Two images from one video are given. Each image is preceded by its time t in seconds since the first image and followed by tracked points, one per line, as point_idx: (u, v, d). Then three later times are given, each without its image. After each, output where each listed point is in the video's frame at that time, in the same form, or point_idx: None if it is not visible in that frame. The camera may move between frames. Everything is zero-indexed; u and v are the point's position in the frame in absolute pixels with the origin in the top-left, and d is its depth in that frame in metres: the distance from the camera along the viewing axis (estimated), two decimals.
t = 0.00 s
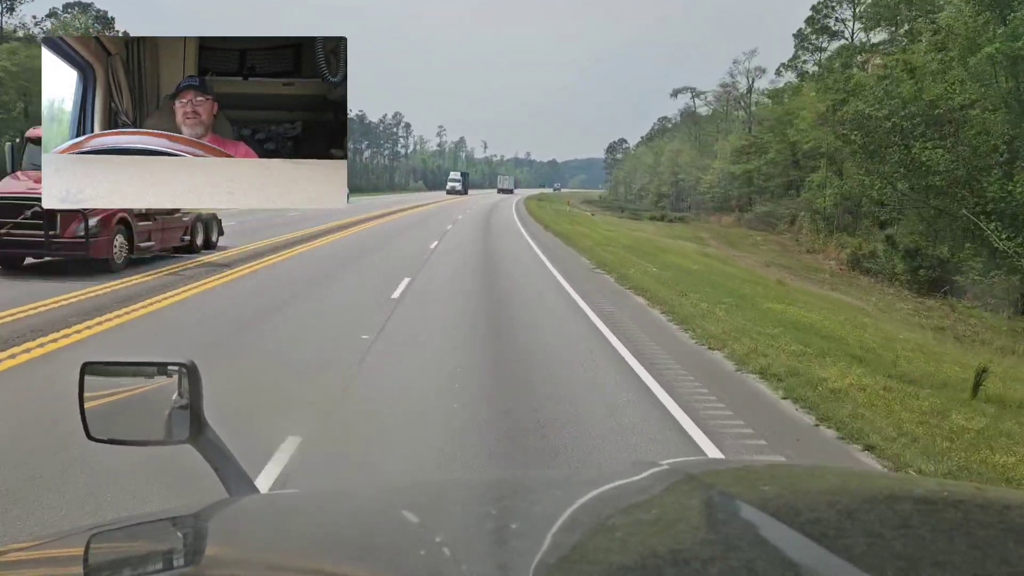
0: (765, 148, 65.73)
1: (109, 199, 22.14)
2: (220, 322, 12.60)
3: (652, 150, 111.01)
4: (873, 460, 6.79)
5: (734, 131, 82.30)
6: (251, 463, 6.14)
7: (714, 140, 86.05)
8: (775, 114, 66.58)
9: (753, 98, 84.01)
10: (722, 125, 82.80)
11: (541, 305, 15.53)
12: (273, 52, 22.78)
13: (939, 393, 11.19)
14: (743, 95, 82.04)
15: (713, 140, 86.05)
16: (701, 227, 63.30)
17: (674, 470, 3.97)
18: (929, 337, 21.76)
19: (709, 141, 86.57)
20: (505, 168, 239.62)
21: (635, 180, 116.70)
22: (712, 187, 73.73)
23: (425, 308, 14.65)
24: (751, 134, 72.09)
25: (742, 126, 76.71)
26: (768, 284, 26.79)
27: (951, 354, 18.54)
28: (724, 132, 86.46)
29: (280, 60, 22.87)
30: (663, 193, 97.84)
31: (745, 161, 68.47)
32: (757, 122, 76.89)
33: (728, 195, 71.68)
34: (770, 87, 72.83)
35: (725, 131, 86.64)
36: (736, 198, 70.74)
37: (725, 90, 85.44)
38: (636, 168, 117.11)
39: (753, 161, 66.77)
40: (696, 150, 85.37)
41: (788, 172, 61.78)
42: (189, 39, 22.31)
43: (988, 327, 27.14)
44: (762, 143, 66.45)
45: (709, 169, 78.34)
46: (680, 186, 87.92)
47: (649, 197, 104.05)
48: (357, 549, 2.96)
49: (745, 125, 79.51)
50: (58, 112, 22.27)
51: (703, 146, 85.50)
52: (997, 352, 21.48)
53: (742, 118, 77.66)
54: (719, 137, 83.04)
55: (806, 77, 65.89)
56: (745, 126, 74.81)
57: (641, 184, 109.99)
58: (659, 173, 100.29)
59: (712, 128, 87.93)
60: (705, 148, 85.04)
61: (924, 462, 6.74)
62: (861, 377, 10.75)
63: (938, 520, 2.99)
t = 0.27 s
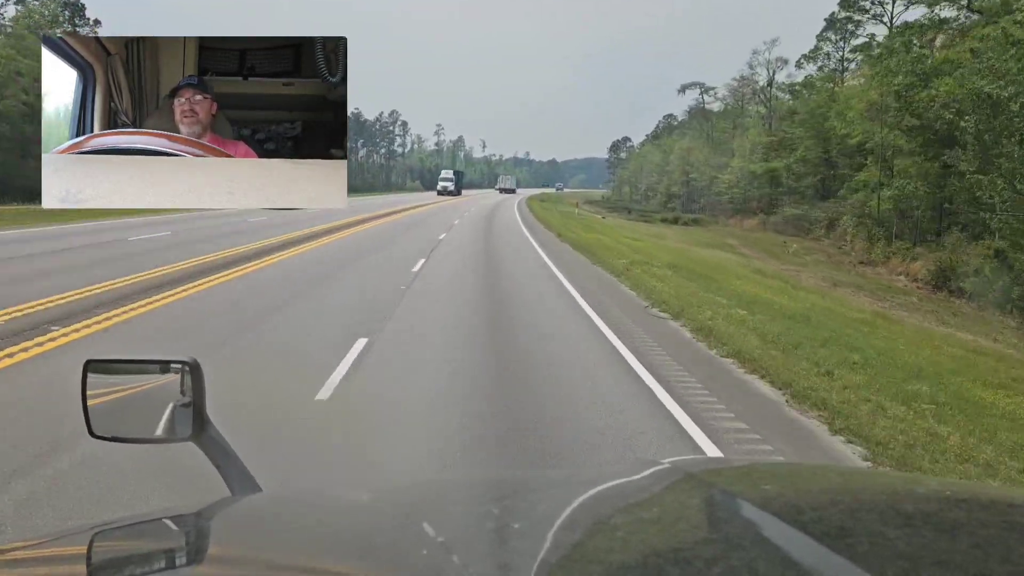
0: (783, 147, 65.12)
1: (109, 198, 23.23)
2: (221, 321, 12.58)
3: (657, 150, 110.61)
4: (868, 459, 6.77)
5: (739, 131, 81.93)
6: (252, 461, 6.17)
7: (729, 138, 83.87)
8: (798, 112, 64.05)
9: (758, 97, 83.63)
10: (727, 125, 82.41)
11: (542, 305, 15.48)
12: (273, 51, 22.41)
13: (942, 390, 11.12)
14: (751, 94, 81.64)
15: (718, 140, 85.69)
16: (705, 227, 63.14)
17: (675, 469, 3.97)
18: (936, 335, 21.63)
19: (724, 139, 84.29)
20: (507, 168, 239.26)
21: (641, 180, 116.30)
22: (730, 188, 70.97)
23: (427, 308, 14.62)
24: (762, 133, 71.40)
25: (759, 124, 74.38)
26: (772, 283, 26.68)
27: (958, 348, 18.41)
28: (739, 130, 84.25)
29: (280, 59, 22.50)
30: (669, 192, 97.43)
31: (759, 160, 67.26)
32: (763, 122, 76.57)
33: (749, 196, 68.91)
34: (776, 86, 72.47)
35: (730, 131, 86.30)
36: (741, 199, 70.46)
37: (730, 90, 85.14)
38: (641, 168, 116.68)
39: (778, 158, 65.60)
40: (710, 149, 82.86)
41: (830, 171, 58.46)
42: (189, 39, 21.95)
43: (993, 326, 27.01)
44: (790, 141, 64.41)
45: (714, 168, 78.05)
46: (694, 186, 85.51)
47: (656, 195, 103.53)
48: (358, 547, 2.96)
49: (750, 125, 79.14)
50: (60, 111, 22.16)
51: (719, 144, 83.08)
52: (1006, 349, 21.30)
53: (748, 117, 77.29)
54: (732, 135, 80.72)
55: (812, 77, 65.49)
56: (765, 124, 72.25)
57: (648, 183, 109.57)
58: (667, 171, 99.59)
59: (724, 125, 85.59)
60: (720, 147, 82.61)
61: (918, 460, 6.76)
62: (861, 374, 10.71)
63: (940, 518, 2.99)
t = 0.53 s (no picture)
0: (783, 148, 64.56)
1: (110, 198, 23.01)
2: (221, 322, 12.55)
3: (659, 151, 110.39)
4: (865, 459, 6.75)
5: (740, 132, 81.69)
6: (252, 461, 6.15)
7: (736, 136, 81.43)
8: (821, 108, 61.05)
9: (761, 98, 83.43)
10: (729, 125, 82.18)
11: (541, 305, 15.45)
12: (273, 52, 22.43)
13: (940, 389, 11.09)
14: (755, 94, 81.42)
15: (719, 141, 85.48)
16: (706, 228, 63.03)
17: (675, 469, 3.96)
18: (936, 336, 21.58)
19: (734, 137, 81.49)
20: (508, 169, 238.99)
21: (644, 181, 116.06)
22: (748, 189, 67.83)
23: (426, 308, 14.60)
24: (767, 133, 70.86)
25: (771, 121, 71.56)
26: (772, 283, 26.65)
27: (958, 349, 18.38)
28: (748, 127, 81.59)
29: (280, 59, 22.52)
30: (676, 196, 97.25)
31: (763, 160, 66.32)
32: (764, 123, 76.37)
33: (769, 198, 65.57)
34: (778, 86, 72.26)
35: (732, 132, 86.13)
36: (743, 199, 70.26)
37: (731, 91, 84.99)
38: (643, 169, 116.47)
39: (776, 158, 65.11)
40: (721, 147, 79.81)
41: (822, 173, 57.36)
42: (189, 39, 21.93)
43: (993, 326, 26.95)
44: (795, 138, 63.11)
45: (716, 169, 77.85)
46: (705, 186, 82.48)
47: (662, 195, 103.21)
48: (358, 547, 2.95)
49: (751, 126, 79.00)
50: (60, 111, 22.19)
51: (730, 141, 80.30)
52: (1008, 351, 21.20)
53: (750, 118, 77.14)
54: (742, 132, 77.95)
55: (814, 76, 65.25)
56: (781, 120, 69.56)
57: (652, 183, 109.19)
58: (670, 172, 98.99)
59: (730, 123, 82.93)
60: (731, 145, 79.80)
61: (918, 460, 6.74)
62: (860, 374, 10.68)
63: (941, 519, 2.98)
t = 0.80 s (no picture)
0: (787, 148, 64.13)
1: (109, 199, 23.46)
2: (221, 322, 12.56)
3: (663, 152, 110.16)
4: (862, 460, 6.78)
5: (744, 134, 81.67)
6: (253, 461, 6.17)
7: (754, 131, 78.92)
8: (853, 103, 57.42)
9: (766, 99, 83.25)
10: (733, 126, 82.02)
11: (542, 306, 15.47)
12: (273, 52, 22.42)
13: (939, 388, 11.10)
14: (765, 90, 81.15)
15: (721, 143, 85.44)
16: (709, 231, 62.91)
17: (675, 469, 3.97)
18: (934, 334, 21.60)
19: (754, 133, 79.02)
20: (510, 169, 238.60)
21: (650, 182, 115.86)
22: (773, 191, 64.54)
23: (426, 308, 14.62)
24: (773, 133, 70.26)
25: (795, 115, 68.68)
26: (772, 283, 26.67)
27: (957, 346, 18.40)
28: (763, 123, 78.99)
29: (280, 60, 22.51)
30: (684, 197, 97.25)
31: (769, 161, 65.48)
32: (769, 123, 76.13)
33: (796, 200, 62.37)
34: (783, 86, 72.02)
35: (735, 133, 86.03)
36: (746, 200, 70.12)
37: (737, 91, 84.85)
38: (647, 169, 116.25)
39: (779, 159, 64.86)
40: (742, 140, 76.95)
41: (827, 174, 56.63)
42: (189, 39, 21.86)
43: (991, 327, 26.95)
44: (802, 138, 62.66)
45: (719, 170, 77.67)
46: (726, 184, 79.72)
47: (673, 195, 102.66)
48: (358, 547, 2.96)
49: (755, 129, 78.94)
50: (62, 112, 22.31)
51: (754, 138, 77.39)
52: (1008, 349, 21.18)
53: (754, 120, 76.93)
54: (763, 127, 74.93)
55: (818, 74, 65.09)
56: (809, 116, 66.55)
57: (658, 184, 108.76)
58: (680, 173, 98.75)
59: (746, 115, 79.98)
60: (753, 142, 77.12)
61: (914, 461, 6.76)
62: (857, 375, 10.70)
63: (941, 520, 2.99)
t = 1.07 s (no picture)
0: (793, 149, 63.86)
1: (110, 199, 23.71)
2: (221, 322, 12.56)
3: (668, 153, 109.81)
4: (858, 459, 6.79)
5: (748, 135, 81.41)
6: (253, 461, 6.18)
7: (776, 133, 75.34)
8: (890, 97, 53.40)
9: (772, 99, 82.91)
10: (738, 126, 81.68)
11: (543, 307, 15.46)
12: (272, 51, 22.18)
13: (942, 386, 11.07)
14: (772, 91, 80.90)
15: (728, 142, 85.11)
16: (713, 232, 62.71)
17: (675, 470, 3.97)
18: (939, 331, 21.50)
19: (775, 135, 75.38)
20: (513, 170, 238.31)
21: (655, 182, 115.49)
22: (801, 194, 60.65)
23: (427, 309, 14.62)
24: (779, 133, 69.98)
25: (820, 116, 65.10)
26: (776, 283, 26.57)
27: (966, 345, 18.31)
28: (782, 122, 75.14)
29: (280, 59, 22.29)
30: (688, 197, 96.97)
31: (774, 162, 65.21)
32: (776, 123, 75.77)
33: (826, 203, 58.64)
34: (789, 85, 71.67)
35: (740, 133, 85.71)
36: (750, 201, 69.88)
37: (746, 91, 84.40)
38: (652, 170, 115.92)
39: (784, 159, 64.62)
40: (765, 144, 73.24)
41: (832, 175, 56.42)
42: (188, 39, 21.76)
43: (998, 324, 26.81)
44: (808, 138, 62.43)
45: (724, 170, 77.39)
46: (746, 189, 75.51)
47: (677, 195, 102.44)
48: (358, 547, 2.97)
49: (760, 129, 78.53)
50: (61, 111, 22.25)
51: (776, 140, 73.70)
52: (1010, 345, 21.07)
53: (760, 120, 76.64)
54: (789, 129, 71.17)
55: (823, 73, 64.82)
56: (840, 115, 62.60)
57: (663, 184, 108.25)
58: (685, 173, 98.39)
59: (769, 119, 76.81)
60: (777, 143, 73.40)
61: (914, 460, 6.77)
62: (857, 374, 10.70)
63: (941, 520, 2.99)
